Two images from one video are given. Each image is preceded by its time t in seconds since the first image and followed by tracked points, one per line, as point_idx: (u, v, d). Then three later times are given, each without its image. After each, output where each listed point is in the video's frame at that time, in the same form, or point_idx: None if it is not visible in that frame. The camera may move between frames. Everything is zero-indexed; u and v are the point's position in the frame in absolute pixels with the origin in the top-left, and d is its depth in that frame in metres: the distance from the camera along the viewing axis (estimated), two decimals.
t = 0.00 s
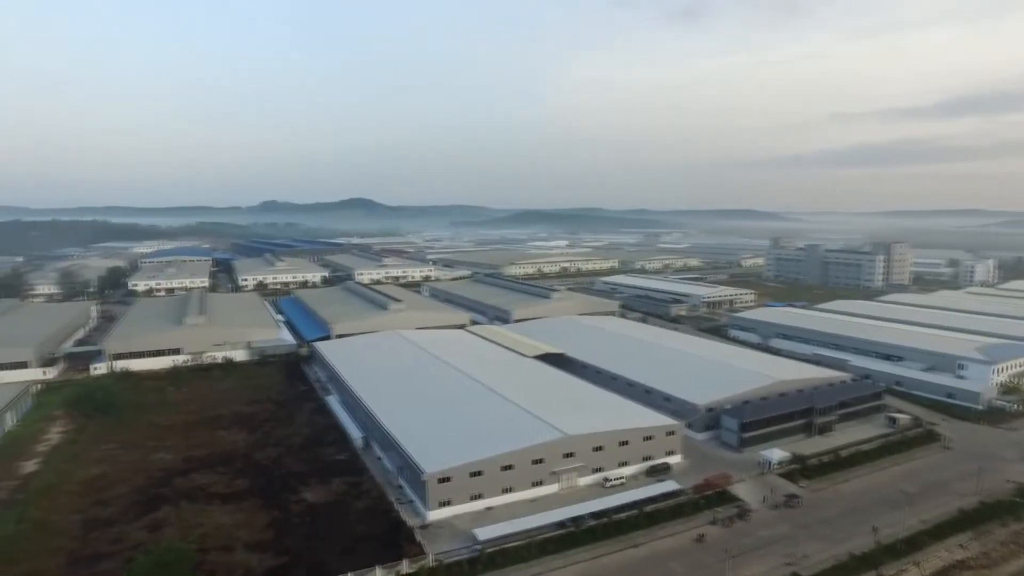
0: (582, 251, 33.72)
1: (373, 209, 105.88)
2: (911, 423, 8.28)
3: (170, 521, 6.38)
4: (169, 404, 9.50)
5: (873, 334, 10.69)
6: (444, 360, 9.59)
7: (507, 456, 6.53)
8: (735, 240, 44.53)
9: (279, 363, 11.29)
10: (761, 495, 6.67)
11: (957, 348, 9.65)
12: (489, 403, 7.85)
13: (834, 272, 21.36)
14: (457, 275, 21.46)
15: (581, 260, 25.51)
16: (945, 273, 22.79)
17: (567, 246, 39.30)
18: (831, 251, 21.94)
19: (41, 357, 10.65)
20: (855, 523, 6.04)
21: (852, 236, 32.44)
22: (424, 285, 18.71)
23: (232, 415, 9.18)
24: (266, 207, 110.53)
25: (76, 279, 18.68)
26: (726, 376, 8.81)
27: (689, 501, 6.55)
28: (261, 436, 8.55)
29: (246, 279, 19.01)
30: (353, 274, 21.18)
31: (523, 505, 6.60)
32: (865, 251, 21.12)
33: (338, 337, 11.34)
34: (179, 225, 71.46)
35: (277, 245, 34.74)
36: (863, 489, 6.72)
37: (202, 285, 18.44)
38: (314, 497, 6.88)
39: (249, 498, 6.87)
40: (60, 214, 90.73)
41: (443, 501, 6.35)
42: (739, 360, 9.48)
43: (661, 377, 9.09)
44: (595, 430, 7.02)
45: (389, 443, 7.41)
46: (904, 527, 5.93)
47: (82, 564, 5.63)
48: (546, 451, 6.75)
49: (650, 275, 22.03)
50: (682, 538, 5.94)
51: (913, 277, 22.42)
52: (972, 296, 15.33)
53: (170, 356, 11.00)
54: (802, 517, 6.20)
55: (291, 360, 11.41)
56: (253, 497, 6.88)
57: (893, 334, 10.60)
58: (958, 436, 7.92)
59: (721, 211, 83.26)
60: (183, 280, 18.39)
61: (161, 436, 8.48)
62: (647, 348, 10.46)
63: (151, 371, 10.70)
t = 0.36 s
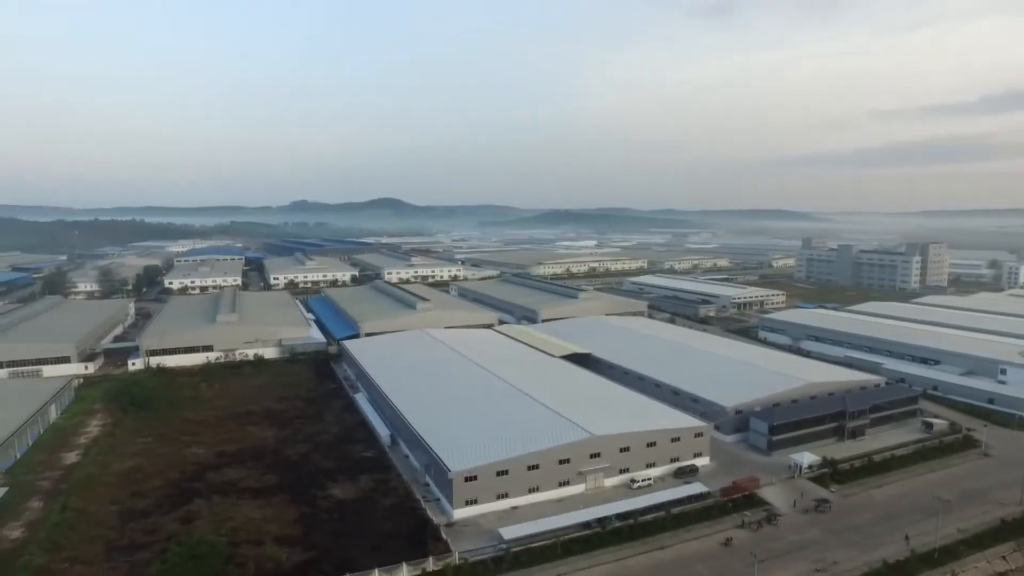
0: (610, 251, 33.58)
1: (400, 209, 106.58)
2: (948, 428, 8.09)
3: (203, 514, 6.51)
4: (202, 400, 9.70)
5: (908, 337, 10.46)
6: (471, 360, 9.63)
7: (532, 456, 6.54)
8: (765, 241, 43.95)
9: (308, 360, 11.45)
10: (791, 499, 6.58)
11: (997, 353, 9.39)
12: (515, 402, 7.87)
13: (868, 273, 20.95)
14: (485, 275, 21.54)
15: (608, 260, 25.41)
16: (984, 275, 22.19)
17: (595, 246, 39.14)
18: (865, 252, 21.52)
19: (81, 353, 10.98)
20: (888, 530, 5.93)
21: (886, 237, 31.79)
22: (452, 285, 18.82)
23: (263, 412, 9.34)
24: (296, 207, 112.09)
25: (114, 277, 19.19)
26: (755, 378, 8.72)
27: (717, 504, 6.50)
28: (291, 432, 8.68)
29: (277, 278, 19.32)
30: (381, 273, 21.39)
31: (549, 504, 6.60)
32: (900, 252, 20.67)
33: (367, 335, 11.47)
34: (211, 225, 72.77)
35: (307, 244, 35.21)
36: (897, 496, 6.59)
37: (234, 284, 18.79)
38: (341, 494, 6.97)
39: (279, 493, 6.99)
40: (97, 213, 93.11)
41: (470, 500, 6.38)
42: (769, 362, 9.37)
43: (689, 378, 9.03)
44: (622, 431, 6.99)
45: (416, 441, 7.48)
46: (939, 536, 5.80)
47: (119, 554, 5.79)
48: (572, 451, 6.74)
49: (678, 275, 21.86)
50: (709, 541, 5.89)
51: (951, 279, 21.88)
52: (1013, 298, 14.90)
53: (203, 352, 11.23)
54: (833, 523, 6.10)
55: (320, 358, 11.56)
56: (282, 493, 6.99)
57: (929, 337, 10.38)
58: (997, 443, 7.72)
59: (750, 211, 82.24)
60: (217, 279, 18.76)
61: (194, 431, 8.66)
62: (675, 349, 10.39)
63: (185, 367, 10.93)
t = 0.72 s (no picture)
0: (640, 251, 33.36)
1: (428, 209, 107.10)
2: (989, 436, 7.87)
3: (236, 508, 6.64)
4: (235, 396, 9.89)
5: (948, 341, 10.20)
6: (499, 359, 9.66)
7: (560, 456, 6.53)
8: (798, 241, 43.21)
9: (339, 358, 11.59)
10: (823, 505, 6.47)
11: None
12: (543, 402, 7.88)
13: (905, 275, 20.46)
14: (513, 275, 21.58)
15: (638, 260, 25.25)
16: None
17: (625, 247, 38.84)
18: (902, 253, 21.02)
19: (120, 349, 11.28)
20: (925, 539, 5.79)
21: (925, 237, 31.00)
22: (481, 284, 18.89)
23: (294, 408, 9.48)
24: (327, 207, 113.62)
25: (152, 275, 19.68)
26: (787, 380, 8.59)
27: (747, 508, 6.42)
28: (322, 429, 8.81)
29: (309, 277, 19.61)
30: (411, 272, 21.56)
31: (577, 505, 6.60)
32: (939, 253, 20.15)
33: (396, 334, 11.58)
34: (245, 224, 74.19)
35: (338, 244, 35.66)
36: (935, 504, 6.43)
37: (267, 283, 19.11)
38: (370, 491, 7.04)
39: (310, 489, 7.09)
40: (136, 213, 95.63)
41: (497, 499, 6.40)
42: (802, 365, 9.22)
43: (720, 380, 8.94)
44: (651, 433, 6.94)
45: (444, 440, 7.52)
46: (979, 546, 5.65)
47: (155, 544, 5.94)
48: (600, 452, 6.72)
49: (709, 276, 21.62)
50: (739, 545, 5.82)
51: (993, 281, 21.24)
52: None
53: (236, 349, 11.45)
54: (867, 530, 5.98)
55: (351, 356, 11.70)
56: (313, 488, 7.10)
57: (969, 340, 10.12)
58: None
59: (782, 211, 80.94)
60: (250, 278, 19.11)
61: (228, 426, 8.84)
62: (705, 350, 10.29)
63: (220, 364, 11.17)
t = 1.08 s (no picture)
0: (671, 252, 33.08)
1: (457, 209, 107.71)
2: None
3: (268, 503, 6.76)
4: (268, 392, 10.07)
5: (990, 345, 9.91)
6: (528, 359, 9.67)
7: (589, 457, 6.52)
8: (833, 242, 42.37)
9: (369, 357, 11.72)
10: (858, 511, 6.35)
11: None
12: (572, 402, 7.87)
13: (945, 277, 19.94)
14: (543, 275, 21.57)
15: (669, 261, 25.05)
16: None
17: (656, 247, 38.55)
18: (942, 254, 20.50)
19: (159, 346, 11.56)
20: (965, 549, 5.64)
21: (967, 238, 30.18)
22: (511, 284, 18.93)
23: (325, 406, 9.62)
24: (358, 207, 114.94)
25: (189, 273, 20.14)
26: (820, 384, 8.45)
27: (779, 512, 6.33)
28: (352, 426, 8.91)
29: (340, 276, 19.86)
30: (441, 272, 21.70)
31: (605, 506, 6.57)
32: (982, 255, 19.60)
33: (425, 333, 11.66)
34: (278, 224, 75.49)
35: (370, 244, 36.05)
36: (976, 514, 6.26)
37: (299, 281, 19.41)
38: (399, 489, 7.11)
39: (340, 485, 7.19)
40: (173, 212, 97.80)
41: (526, 499, 6.41)
42: (836, 368, 9.05)
43: (752, 383, 8.83)
44: (681, 434, 6.89)
45: (473, 439, 7.56)
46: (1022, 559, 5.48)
47: (191, 535, 6.08)
48: (629, 453, 6.69)
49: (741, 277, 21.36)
50: (771, 550, 5.74)
51: None
52: None
53: (270, 347, 11.65)
54: (902, 539, 5.85)
55: (381, 355, 11.83)
56: (343, 485, 7.19)
57: (1011, 345, 9.84)
58: None
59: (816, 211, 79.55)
60: (283, 277, 19.41)
61: (261, 422, 9.00)
62: (737, 352, 10.16)
63: (253, 361, 11.38)
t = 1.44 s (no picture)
0: (702, 253, 32.73)
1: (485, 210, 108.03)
2: None
3: (300, 498, 6.88)
4: (300, 390, 10.23)
5: None
6: (557, 359, 9.67)
7: (617, 458, 6.50)
8: (869, 243, 41.49)
9: (399, 355, 11.85)
10: (893, 519, 6.22)
11: None
12: (601, 403, 7.85)
13: (988, 279, 19.38)
14: (572, 275, 21.54)
15: (700, 262, 24.79)
16: None
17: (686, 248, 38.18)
18: (985, 256, 19.92)
19: (195, 342, 11.85)
20: (1006, 561, 5.49)
21: (1011, 238, 29.26)
22: (540, 284, 18.94)
23: (356, 403, 9.74)
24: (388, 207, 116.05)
25: (224, 272, 20.55)
26: (855, 388, 8.28)
27: (811, 517, 6.23)
28: (381, 424, 9.02)
29: (371, 275, 20.08)
30: (470, 272, 21.80)
31: (633, 508, 6.55)
32: None
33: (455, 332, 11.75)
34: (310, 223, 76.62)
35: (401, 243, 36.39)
36: (1018, 524, 6.08)
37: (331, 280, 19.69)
38: (428, 487, 7.17)
39: (370, 482, 7.28)
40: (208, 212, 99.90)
41: (553, 499, 6.42)
42: (872, 372, 8.88)
43: (784, 385, 8.71)
44: (711, 436, 6.83)
45: (502, 438, 7.58)
46: None
47: (224, 528, 6.21)
48: (658, 455, 6.65)
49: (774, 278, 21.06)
50: (803, 556, 5.65)
51: None
52: None
53: (302, 344, 11.85)
54: (939, 548, 5.71)
55: (410, 353, 11.93)
56: (373, 482, 7.28)
57: None
58: None
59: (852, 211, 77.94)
60: (316, 275, 19.71)
61: (293, 419, 9.15)
62: (769, 354, 10.03)
63: (286, 358, 11.58)
